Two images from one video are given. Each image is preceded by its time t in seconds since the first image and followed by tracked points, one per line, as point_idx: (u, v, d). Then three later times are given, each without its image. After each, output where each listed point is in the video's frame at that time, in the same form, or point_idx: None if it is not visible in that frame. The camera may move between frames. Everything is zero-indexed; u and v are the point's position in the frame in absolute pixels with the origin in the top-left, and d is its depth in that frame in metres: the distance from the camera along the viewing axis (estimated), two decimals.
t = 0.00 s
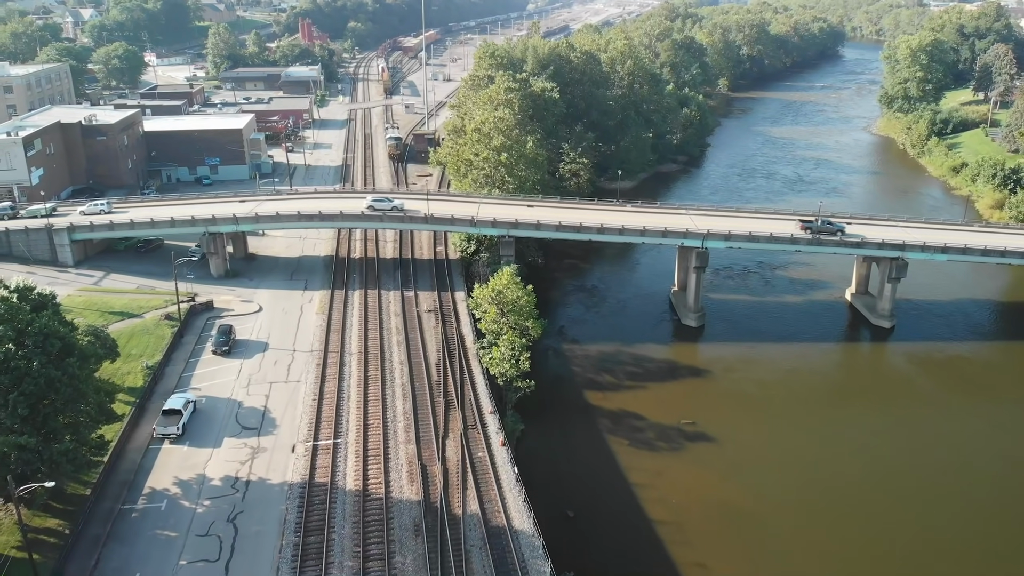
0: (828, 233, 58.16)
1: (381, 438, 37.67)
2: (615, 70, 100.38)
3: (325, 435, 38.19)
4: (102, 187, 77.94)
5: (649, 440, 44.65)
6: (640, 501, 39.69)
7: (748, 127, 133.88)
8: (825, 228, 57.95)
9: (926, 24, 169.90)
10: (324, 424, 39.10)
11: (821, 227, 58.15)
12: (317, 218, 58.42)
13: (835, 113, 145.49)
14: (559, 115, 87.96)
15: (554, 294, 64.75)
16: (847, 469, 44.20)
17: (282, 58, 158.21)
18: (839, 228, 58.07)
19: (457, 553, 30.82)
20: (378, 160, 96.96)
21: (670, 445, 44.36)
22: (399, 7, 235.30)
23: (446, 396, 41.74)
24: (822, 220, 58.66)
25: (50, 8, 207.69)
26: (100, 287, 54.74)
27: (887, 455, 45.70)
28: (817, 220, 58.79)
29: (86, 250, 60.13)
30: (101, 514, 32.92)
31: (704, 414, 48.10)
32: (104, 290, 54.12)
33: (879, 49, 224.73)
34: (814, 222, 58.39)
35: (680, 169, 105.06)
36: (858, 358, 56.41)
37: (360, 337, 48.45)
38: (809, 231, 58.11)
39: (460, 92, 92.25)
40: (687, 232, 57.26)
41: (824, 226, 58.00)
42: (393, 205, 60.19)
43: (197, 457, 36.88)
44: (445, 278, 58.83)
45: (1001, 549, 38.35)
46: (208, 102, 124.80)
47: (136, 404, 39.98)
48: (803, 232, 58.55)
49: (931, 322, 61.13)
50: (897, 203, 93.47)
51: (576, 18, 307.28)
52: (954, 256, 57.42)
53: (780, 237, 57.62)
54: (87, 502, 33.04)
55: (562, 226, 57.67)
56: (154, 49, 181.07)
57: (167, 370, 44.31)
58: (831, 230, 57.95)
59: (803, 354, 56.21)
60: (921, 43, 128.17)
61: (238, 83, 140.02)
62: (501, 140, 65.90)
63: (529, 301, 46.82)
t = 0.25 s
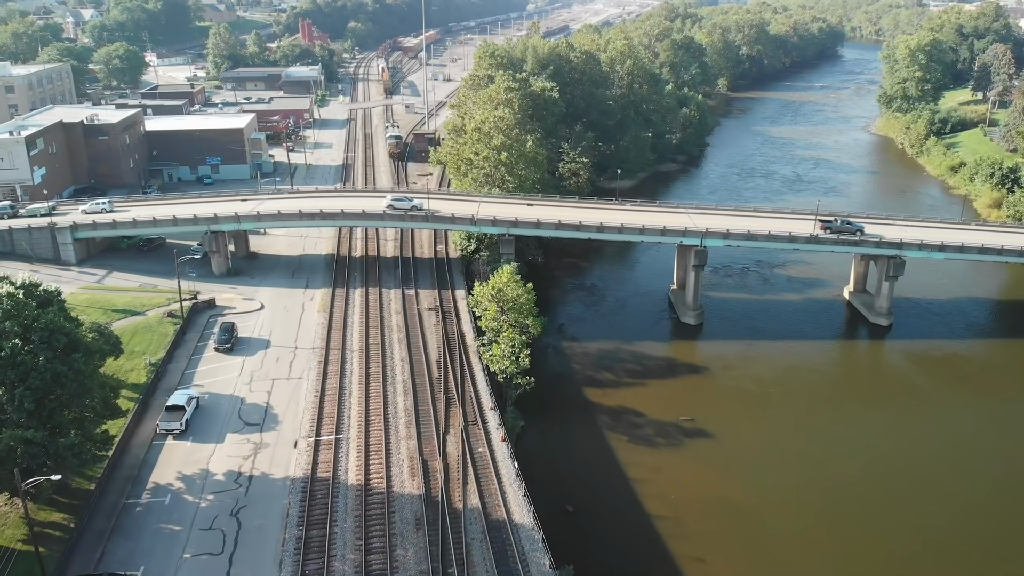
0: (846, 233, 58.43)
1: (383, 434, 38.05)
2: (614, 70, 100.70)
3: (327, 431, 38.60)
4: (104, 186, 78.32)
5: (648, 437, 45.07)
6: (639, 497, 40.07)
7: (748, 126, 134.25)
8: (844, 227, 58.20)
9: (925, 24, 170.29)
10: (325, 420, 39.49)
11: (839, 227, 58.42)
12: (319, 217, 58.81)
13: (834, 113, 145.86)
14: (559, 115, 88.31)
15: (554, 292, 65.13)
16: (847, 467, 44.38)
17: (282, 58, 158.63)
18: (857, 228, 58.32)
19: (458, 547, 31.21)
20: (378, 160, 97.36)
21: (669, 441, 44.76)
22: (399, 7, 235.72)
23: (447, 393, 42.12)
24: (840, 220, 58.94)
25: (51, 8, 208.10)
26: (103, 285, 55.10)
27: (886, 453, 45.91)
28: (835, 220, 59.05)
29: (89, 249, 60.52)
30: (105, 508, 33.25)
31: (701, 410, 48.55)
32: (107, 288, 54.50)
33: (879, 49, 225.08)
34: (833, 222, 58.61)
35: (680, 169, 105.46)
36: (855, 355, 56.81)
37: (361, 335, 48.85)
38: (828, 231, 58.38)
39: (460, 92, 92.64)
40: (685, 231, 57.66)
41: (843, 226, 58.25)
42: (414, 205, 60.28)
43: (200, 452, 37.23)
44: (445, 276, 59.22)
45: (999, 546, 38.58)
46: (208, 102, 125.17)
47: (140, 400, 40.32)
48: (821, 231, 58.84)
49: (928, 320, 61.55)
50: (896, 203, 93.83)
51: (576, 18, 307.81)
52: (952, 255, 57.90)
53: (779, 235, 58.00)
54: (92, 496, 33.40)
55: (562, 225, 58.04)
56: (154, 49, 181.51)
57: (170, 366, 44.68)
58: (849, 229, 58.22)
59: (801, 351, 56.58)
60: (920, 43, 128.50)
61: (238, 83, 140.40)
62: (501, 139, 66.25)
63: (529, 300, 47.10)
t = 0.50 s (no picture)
0: (868, 233, 59.08)
1: (384, 430, 38.43)
2: (614, 69, 101.06)
3: (329, 426, 38.99)
4: (106, 185, 78.66)
5: (646, 433, 45.49)
6: (637, 492, 40.47)
7: (747, 126, 134.59)
8: (866, 227, 58.90)
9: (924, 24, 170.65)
10: (327, 416, 39.89)
11: (862, 227, 59.11)
12: (320, 216, 59.22)
13: (833, 113, 146.28)
14: (559, 114, 88.66)
15: (553, 290, 65.53)
16: (846, 465, 44.54)
17: (282, 58, 159.00)
18: (879, 228, 58.99)
19: (459, 539, 31.61)
20: (378, 159, 97.86)
21: (668, 437, 45.19)
22: (399, 7, 236.14)
23: (447, 390, 42.52)
24: (862, 220, 59.65)
25: (52, 8, 208.39)
26: (105, 283, 55.46)
27: (885, 452, 46.09)
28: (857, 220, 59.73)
29: (92, 247, 60.89)
30: (110, 502, 33.62)
31: (699, 407, 48.96)
32: (110, 286, 54.88)
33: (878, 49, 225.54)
34: (855, 222, 59.34)
35: (679, 169, 105.81)
36: (853, 353, 57.22)
37: (362, 332, 49.22)
38: (850, 230, 59.07)
39: (461, 92, 92.97)
40: (684, 230, 58.09)
41: (865, 226, 58.95)
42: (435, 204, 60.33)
43: (203, 447, 37.62)
44: (445, 275, 59.62)
45: (998, 542, 38.86)
46: (209, 102, 125.50)
47: (143, 397, 40.68)
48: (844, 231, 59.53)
49: (925, 318, 62.02)
50: (894, 202, 94.21)
51: (575, 18, 308.35)
52: (948, 254, 58.36)
53: (777, 234, 58.41)
54: (97, 490, 33.76)
55: (561, 223, 58.45)
56: (155, 49, 181.83)
57: (173, 363, 45.06)
58: (871, 229, 58.86)
59: (799, 349, 56.98)
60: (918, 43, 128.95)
61: (239, 83, 140.72)
62: (502, 139, 66.63)
63: (529, 298, 47.43)
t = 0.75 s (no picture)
0: (888, 234, 59.29)
1: (385, 426, 38.78)
2: (613, 69, 101.34)
3: (330, 423, 39.33)
4: (107, 185, 78.95)
5: (645, 430, 45.84)
6: (636, 487, 40.86)
7: (746, 126, 134.87)
8: (886, 228, 59.11)
9: (923, 24, 170.91)
10: (328, 413, 40.22)
11: (881, 228, 59.33)
12: (321, 215, 59.55)
13: (832, 112, 146.61)
14: (559, 114, 88.94)
15: (553, 289, 65.84)
16: (843, 462, 44.89)
17: (283, 58, 159.30)
18: (900, 229, 59.19)
19: (459, 534, 31.94)
20: (379, 158, 98.40)
21: (666, 434, 45.54)
22: (399, 7, 236.52)
23: (448, 387, 42.86)
24: (883, 220, 59.90)
25: (53, 9, 208.73)
26: (107, 282, 55.76)
27: (886, 451, 46.19)
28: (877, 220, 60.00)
29: (94, 246, 61.19)
30: (113, 498, 33.92)
31: (698, 404, 49.28)
32: (112, 284, 55.19)
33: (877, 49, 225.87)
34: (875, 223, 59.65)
35: (679, 168, 106.09)
36: (851, 351, 57.56)
37: (363, 330, 49.53)
38: (870, 231, 59.31)
39: (461, 91, 93.22)
40: (683, 228, 58.41)
41: (885, 227, 59.18)
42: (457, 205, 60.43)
43: (206, 444, 37.94)
44: (445, 273, 59.93)
45: (1001, 541, 38.98)
46: (210, 102, 125.78)
47: (146, 394, 41.00)
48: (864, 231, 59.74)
49: (922, 316, 62.37)
50: (893, 202, 94.50)
51: (575, 18, 308.87)
52: (946, 251, 58.78)
53: (775, 232, 58.76)
54: (100, 486, 34.08)
55: (561, 222, 58.79)
56: (155, 49, 182.13)
57: (175, 361, 45.39)
58: (891, 230, 59.07)
59: (797, 347, 57.31)
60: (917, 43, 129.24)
61: (239, 83, 140.97)
62: (501, 138, 66.94)
63: (528, 296, 47.76)
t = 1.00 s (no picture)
0: (910, 234, 59.70)
1: (386, 422, 39.14)
2: (613, 69, 101.69)
3: (331, 419, 39.67)
4: (109, 184, 79.28)
5: (643, 426, 46.22)
6: (634, 483, 41.22)
7: (745, 126, 135.21)
8: (907, 228, 59.50)
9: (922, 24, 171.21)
10: (329, 409, 40.57)
11: (903, 228, 59.72)
12: (322, 213, 59.88)
13: (831, 112, 146.95)
14: (558, 113, 89.25)
15: (552, 287, 66.19)
16: (841, 459, 45.22)
17: (283, 58, 159.59)
18: (921, 229, 59.66)
19: (459, 528, 32.29)
20: (379, 157, 98.87)
21: (664, 430, 45.91)
22: (399, 7, 236.86)
23: (448, 384, 43.21)
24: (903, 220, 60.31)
25: (53, 9, 209.11)
26: (109, 280, 56.12)
27: (887, 450, 46.34)
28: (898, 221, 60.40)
29: (96, 245, 61.53)
30: (116, 493, 34.25)
31: (695, 401, 49.63)
32: (113, 283, 55.54)
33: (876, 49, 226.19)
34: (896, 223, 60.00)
35: (678, 168, 106.41)
36: (849, 349, 57.89)
37: (363, 328, 49.87)
38: (892, 231, 59.64)
39: (461, 91, 93.49)
40: (681, 227, 58.71)
41: (907, 227, 59.57)
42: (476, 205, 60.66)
43: (208, 440, 38.27)
44: (445, 272, 60.25)
45: (1002, 540, 39.16)
46: (211, 102, 126.12)
47: (148, 390, 41.35)
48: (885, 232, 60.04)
49: (920, 314, 62.71)
50: (892, 201, 94.78)
51: (575, 18, 309.27)
52: (943, 250, 59.10)
53: (773, 231, 59.12)
54: (103, 481, 34.41)
55: (560, 221, 59.13)
56: (156, 49, 182.48)
57: (177, 358, 45.74)
58: (913, 230, 59.52)
59: (795, 345, 57.64)
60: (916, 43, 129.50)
61: (240, 83, 141.28)
62: (501, 138, 67.29)
63: (528, 294, 48.07)
